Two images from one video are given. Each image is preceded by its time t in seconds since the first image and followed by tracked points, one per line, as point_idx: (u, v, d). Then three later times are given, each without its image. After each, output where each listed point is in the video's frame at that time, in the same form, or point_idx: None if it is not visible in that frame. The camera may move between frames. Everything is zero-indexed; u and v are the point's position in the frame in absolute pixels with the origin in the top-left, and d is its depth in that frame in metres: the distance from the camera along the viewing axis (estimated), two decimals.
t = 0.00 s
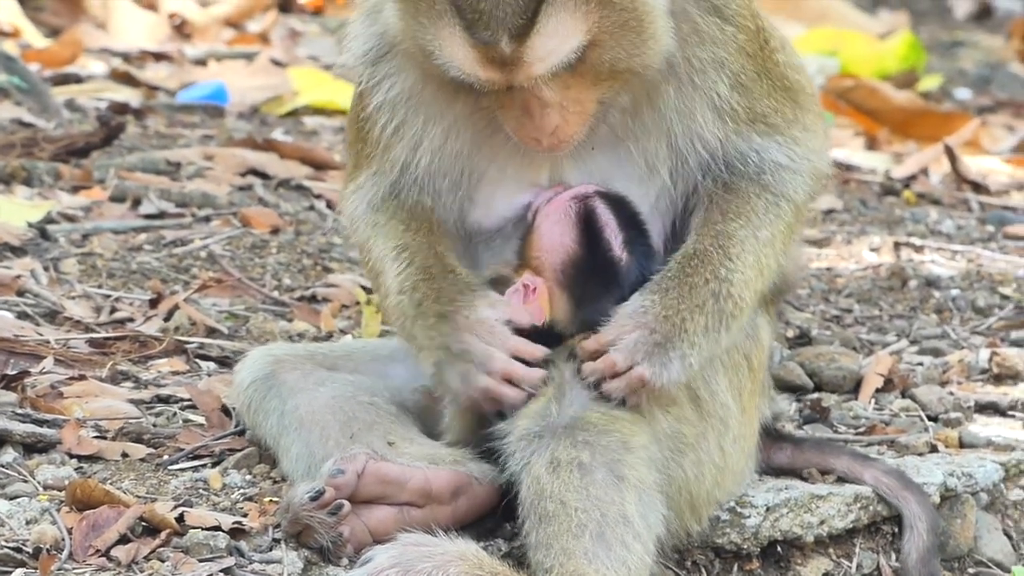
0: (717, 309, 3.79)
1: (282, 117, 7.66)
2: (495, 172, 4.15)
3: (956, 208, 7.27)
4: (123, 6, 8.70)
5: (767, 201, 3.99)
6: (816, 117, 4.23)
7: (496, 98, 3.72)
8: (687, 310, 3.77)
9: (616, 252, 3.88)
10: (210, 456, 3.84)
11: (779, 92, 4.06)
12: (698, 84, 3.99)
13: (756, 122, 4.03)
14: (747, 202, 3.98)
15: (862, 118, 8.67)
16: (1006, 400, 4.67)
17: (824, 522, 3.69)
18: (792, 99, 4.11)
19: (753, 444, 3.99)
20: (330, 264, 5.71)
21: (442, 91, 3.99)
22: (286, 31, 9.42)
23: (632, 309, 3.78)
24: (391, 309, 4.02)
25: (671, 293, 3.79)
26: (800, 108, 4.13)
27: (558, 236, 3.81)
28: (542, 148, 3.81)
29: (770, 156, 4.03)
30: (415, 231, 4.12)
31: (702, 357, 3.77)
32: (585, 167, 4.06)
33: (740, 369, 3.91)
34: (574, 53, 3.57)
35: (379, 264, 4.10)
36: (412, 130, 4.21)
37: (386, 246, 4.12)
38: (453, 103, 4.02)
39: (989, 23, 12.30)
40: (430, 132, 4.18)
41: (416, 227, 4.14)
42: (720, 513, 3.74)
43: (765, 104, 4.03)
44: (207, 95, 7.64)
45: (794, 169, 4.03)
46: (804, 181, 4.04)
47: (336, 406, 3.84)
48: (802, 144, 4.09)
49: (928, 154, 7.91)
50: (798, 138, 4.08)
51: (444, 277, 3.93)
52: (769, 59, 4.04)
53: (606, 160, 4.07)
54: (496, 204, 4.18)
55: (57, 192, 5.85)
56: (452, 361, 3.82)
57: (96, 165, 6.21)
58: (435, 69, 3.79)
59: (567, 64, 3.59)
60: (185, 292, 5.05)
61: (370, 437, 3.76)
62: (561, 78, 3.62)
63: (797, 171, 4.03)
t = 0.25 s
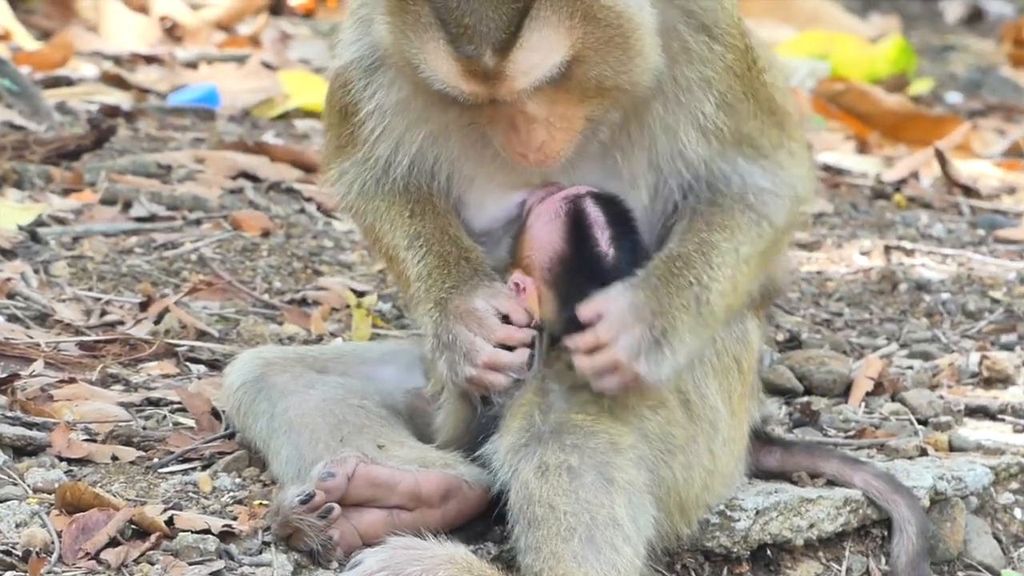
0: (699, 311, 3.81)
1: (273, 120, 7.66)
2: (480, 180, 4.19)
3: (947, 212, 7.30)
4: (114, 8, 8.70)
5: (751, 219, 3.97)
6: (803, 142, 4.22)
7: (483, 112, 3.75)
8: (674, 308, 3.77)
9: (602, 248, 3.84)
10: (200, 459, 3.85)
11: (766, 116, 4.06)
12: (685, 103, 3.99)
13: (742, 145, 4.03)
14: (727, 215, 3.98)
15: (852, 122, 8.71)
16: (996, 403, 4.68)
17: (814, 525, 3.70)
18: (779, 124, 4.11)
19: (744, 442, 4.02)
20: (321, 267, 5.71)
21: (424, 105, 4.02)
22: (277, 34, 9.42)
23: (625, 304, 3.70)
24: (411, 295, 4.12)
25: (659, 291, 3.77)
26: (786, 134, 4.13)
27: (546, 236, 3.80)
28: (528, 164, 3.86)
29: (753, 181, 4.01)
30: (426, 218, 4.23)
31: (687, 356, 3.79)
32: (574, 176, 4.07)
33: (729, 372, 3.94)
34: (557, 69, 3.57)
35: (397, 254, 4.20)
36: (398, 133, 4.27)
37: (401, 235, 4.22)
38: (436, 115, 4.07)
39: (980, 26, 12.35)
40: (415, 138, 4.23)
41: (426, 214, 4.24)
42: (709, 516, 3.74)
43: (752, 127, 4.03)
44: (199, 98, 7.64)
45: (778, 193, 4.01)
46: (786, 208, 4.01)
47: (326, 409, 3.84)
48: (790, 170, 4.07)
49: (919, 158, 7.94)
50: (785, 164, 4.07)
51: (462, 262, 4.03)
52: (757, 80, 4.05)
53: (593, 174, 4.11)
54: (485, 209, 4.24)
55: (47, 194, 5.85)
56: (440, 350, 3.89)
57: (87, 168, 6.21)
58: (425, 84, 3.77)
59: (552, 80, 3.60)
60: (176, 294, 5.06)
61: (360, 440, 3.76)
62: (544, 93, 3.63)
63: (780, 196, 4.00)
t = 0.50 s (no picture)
0: (665, 322, 3.84)
1: (262, 124, 7.66)
2: (467, 182, 4.20)
3: (936, 215, 7.32)
4: (103, 12, 8.68)
5: (726, 222, 4.04)
6: (793, 144, 4.24)
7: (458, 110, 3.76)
8: (632, 322, 3.81)
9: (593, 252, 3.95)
10: (190, 463, 3.85)
11: (754, 115, 4.08)
12: (673, 102, 4.01)
13: (729, 145, 4.05)
14: (703, 221, 4.04)
15: (841, 125, 8.69)
16: (985, 406, 4.68)
17: (803, 529, 3.71)
18: (767, 125, 4.13)
19: (731, 448, 4.02)
20: (310, 271, 5.71)
21: (411, 103, 4.04)
22: (266, 38, 9.41)
23: (573, 327, 3.77)
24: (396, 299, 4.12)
25: (611, 308, 3.82)
26: (774, 136, 4.15)
27: (540, 240, 3.83)
28: (506, 162, 3.84)
29: (736, 183, 4.06)
30: (415, 222, 4.23)
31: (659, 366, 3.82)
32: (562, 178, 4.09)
33: (718, 376, 3.96)
34: (530, 70, 3.57)
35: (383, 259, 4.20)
36: (385, 134, 4.27)
37: (389, 240, 4.22)
38: (423, 113, 4.08)
39: (969, 29, 12.39)
40: (402, 139, 4.25)
41: (415, 219, 4.24)
42: (699, 519, 3.76)
43: (739, 126, 4.06)
44: (188, 102, 7.64)
45: (761, 197, 4.06)
46: (767, 211, 4.07)
47: (315, 413, 3.85)
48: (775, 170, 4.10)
49: (907, 161, 7.96)
50: (770, 165, 4.10)
51: (448, 268, 4.02)
52: (745, 79, 4.07)
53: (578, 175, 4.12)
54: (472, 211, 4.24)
55: (36, 198, 5.84)
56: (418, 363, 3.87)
57: (75, 171, 6.20)
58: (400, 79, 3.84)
59: (525, 80, 3.61)
60: (164, 298, 5.05)
61: (349, 443, 3.76)
62: (519, 93, 3.65)
63: (762, 199, 4.07)
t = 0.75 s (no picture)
0: (671, 336, 3.87)
1: (253, 126, 7.66)
2: (461, 190, 4.23)
3: (927, 219, 7.35)
4: (94, 14, 8.68)
5: (727, 225, 4.07)
6: (783, 139, 4.29)
7: (457, 117, 3.77)
8: (649, 335, 3.83)
9: (593, 254, 3.90)
10: (180, 465, 3.86)
11: (747, 116, 4.13)
12: (670, 108, 4.06)
13: (724, 148, 4.10)
14: (705, 225, 4.06)
15: (832, 128, 8.76)
16: (975, 409, 4.70)
17: (793, 531, 3.74)
18: (761, 123, 4.18)
19: (722, 451, 4.05)
20: (301, 273, 5.72)
21: (408, 111, 4.06)
22: (257, 40, 9.41)
23: (596, 334, 3.80)
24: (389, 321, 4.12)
25: (630, 319, 3.84)
26: (767, 132, 4.19)
27: (536, 246, 3.83)
28: (504, 168, 3.87)
29: (733, 181, 4.10)
30: (408, 241, 4.23)
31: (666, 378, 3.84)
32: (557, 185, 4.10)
33: (709, 379, 3.99)
34: (534, 79, 3.60)
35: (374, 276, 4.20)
36: (380, 142, 4.29)
37: (381, 258, 4.22)
38: (420, 122, 4.10)
39: (960, 33, 12.44)
40: (396, 149, 4.27)
41: (409, 238, 4.24)
42: (689, 523, 3.76)
43: (733, 129, 4.11)
44: (179, 104, 7.64)
45: (758, 195, 4.10)
46: (763, 208, 4.11)
47: (304, 415, 3.85)
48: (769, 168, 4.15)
49: (898, 165, 7.98)
50: (763, 162, 4.14)
51: (443, 290, 4.03)
52: (738, 83, 4.11)
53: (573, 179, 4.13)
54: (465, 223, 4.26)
55: (27, 200, 5.84)
56: (418, 384, 3.89)
57: (67, 173, 6.20)
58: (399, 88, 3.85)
59: (529, 88, 3.63)
60: (155, 300, 5.06)
61: (339, 446, 3.76)
62: (522, 101, 3.67)
63: (758, 198, 4.10)
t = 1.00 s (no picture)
0: (660, 339, 3.88)
1: (238, 121, 7.65)
2: (447, 187, 4.26)
3: (911, 214, 7.38)
4: (79, 8, 8.66)
5: (713, 237, 4.07)
6: (766, 149, 4.28)
7: (439, 118, 3.78)
8: (639, 337, 3.85)
9: (575, 250, 3.91)
10: (164, 459, 3.86)
11: (731, 126, 4.12)
12: (650, 115, 4.07)
13: (706, 158, 4.09)
14: (692, 234, 4.07)
15: (817, 123, 8.80)
16: (960, 404, 4.70)
17: (778, 526, 3.76)
18: (744, 135, 4.17)
19: (707, 446, 4.06)
20: (286, 268, 5.72)
21: (397, 109, 4.08)
22: (242, 35, 9.39)
23: (588, 337, 3.81)
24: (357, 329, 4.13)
25: (622, 321, 3.85)
26: (750, 143, 4.19)
27: (519, 241, 3.88)
28: (486, 168, 3.88)
29: (715, 192, 4.09)
30: (380, 247, 4.23)
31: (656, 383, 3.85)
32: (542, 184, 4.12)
33: (693, 375, 3.99)
34: (515, 81, 3.62)
35: (343, 280, 4.21)
36: (367, 140, 4.29)
37: (352, 260, 4.23)
38: (408, 120, 4.12)
39: (945, 28, 12.48)
40: (382, 147, 4.27)
41: (380, 244, 4.24)
42: (673, 517, 3.79)
43: (716, 139, 4.10)
44: (163, 98, 7.62)
45: (740, 206, 4.09)
46: (746, 220, 4.11)
47: (288, 409, 3.85)
48: (752, 181, 4.14)
49: (883, 160, 8.01)
50: (746, 175, 4.13)
51: (411, 299, 4.04)
52: (724, 92, 4.10)
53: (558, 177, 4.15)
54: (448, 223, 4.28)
55: (11, 195, 5.83)
56: (386, 398, 3.92)
57: (51, 168, 6.19)
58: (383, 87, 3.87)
59: (511, 89, 3.65)
60: (140, 295, 5.05)
61: (324, 441, 3.77)
62: (504, 102, 3.68)
63: (740, 210, 4.09)
